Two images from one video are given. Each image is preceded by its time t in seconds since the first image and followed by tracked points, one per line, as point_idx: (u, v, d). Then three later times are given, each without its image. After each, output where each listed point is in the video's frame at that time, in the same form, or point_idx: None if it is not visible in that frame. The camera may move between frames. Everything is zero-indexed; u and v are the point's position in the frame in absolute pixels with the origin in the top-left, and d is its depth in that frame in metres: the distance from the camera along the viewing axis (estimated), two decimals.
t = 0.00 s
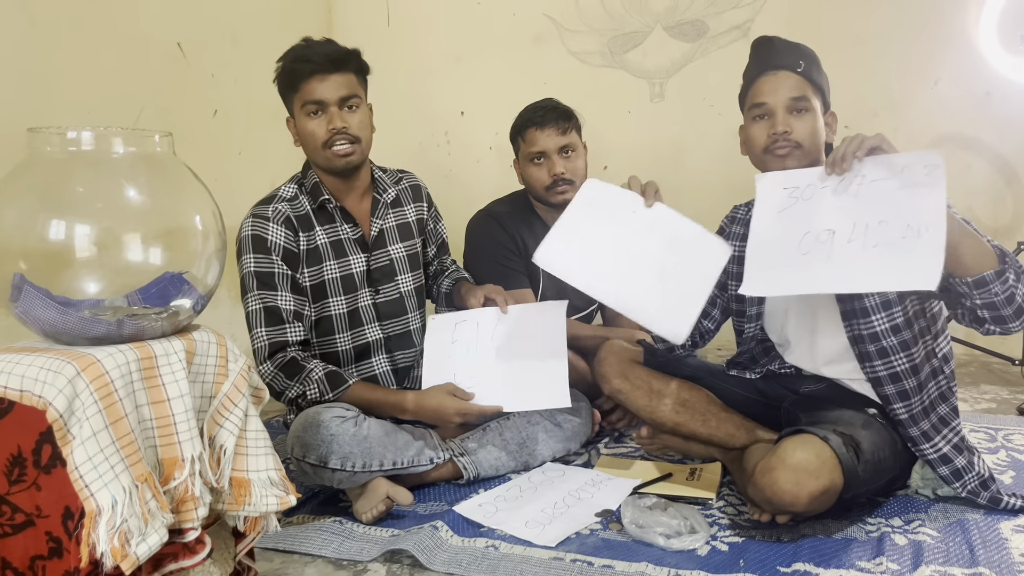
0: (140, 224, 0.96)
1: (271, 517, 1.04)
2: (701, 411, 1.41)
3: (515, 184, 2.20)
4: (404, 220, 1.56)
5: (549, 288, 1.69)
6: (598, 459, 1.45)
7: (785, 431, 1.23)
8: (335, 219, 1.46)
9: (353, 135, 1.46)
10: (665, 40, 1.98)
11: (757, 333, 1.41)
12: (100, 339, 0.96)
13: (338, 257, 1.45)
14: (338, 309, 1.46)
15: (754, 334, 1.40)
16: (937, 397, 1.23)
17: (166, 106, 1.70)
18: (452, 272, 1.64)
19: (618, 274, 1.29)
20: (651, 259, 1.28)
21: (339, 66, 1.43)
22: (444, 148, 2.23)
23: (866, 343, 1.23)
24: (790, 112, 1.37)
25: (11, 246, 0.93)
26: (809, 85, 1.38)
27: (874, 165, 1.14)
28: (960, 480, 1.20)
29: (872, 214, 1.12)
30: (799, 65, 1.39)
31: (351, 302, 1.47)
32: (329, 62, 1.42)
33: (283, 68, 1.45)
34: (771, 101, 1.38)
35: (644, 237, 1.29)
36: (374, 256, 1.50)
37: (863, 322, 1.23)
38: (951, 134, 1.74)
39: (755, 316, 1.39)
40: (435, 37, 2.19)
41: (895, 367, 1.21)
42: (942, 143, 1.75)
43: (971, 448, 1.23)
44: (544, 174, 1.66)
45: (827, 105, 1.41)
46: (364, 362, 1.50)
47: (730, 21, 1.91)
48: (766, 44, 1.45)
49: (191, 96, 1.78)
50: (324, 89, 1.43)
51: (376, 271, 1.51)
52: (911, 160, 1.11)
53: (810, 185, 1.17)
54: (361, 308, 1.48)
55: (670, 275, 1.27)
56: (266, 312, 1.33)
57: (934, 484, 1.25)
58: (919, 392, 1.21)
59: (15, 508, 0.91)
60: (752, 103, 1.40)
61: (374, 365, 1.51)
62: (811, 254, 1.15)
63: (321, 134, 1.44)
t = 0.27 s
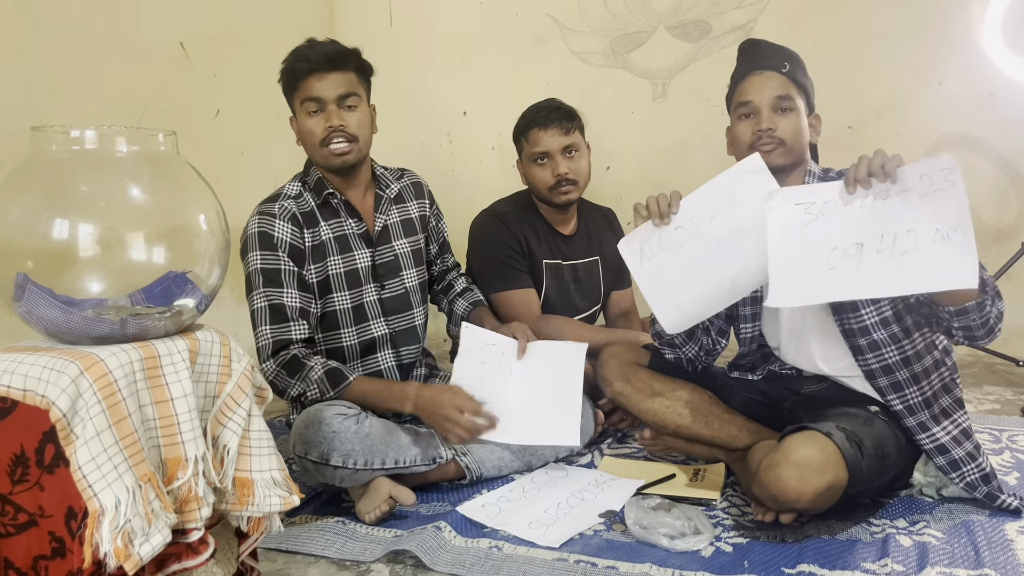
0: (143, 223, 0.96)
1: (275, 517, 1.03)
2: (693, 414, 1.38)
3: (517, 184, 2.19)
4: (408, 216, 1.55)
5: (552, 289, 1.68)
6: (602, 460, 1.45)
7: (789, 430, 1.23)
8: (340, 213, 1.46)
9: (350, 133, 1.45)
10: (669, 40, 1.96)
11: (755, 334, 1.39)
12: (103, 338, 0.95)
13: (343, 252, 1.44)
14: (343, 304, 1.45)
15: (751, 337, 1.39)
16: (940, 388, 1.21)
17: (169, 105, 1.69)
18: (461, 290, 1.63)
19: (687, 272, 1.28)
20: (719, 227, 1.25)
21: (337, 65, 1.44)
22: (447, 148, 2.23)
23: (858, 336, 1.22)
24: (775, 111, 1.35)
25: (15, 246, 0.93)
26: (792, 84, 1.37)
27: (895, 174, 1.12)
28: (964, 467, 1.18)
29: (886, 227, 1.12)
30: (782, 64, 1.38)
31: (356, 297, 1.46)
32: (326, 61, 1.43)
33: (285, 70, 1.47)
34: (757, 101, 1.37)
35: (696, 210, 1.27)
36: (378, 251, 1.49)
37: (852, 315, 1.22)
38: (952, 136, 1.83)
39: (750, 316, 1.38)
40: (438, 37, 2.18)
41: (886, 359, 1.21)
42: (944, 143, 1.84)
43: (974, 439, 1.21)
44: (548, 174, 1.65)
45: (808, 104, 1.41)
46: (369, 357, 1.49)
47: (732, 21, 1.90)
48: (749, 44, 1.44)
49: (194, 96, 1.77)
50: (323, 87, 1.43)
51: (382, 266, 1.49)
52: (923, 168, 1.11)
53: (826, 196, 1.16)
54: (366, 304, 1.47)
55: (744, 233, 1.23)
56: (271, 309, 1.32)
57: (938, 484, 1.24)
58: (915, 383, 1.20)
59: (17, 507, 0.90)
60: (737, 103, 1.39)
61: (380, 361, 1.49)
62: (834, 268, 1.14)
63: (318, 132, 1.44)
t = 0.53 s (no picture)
0: (144, 222, 0.95)
1: (276, 518, 1.03)
2: (702, 416, 1.36)
3: (519, 184, 2.19)
4: (415, 223, 1.54)
5: (553, 289, 1.68)
6: (604, 460, 1.44)
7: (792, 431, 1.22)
8: (347, 215, 1.44)
9: (362, 132, 1.45)
10: (670, 40, 1.96)
11: (749, 333, 1.40)
12: (104, 337, 0.95)
13: (348, 253, 1.43)
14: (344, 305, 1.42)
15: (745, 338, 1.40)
16: (936, 382, 1.22)
17: (170, 104, 1.69)
18: (456, 311, 1.65)
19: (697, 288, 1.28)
20: (725, 241, 1.25)
21: (354, 62, 1.44)
22: (449, 148, 2.22)
23: (857, 330, 1.22)
24: (766, 115, 1.35)
25: (15, 245, 0.92)
26: (782, 87, 1.37)
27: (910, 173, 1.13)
28: (964, 461, 1.18)
29: (914, 224, 1.13)
30: (772, 68, 1.38)
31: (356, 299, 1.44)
32: (343, 58, 1.43)
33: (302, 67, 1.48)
34: (748, 105, 1.36)
35: (703, 226, 1.27)
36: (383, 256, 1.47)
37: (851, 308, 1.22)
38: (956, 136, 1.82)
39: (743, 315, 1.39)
40: (440, 37, 2.18)
41: (884, 352, 1.21)
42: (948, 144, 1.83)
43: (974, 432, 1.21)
44: (552, 173, 1.64)
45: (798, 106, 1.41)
46: (368, 360, 1.45)
47: (735, 21, 1.90)
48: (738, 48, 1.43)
49: (195, 95, 1.77)
50: (338, 84, 1.43)
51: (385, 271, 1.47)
52: (939, 164, 1.11)
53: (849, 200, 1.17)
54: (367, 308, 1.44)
55: (755, 241, 1.24)
56: (257, 293, 1.29)
57: (941, 484, 1.24)
58: (913, 375, 1.21)
59: (17, 508, 0.90)
60: (728, 107, 1.38)
61: (378, 365, 1.46)
62: (872, 270, 1.16)
63: (330, 129, 1.44)
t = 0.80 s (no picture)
0: (144, 219, 0.95)
1: (276, 516, 1.02)
2: (704, 416, 1.35)
3: (519, 183, 2.19)
4: (419, 220, 1.54)
5: (554, 289, 1.67)
6: (604, 459, 1.44)
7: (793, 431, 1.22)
8: (352, 217, 1.44)
9: (366, 131, 1.43)
10: (671, 40, 1.96)
11: (750, 333, 1.41)
12: (104, 334, 0.95)
13: (352, 256, 1.43)
14: (348, 307, 1.43)
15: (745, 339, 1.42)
16: (940, 382, 1.21)
17: (170, 101, 1.68)
18: (462, 306, 1.64)
19: (690, 293, 1.28)
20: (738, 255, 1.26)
21: (358, 60, 1.43)
22: (449, 146, 2.22)
23: (856, 331, 1.22)
24: (766, 115, 1.34)
25: (15, 241, 0.92)
26: (781, 86, 1.36)
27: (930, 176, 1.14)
28: (966, 461, 1.17)
29: (932, 228, 1.12)
30: (769, 67, 1.37)
31: (361, 300, 1.45)
32: (347, 55, 1.42)
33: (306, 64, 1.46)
34: (747, 106, 1.36)
35: (717, 236, 1.29)
36: (387, 256, 1.47)
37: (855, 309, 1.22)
38: (957, 136, 1.82)
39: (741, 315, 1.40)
40: (440, 36, 2.18)
41: (886, 352, 1.21)
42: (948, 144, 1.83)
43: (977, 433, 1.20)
44: (554, 172, 1.64)
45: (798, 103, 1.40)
46: (371, 363, 1.47)
47: (738, 19, 1.90)
48: (736, 48, 1.43)
49: (196, 93, 1.77)
50: (343, 83, 1.42)
51: (389, 271, 1.48)
52: (965, 170, 1.11)
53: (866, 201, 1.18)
54: (371, 308, 1.46)
55: (762, 264, 1.25)
56: (263, 308, 1.30)
57: (943, 484, 1.24)
58: (915, 375, 1.20)
59: (16, 505, 0.89)
60: (727, 108, 1.38)
61: (381, 367, 1.47)
62: (885, 270, 1.14)
63: (335, 128, 1.43)
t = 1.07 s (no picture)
0: (143, 216, 0.95)
1: (274, 514, 1.02)
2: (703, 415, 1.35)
3: (519, 183, 2.19)
4: (419, 218, 1.53)
5: (554, 288, 1.67)
6: (603, 459, 1.44)
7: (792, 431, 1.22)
8: (352, 214, 1.44)
9: (371, 131, 1.43)
10: (671, 39, 1.96)
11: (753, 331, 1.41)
12: (103, 331, 0.95)
13: (353, 253, 1.42)
14: (350, 306, 1.43)
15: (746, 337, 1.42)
16: (941, 382, 1.21)
17: (169, 99, 1.68)
18: (467, 304, 1.63)
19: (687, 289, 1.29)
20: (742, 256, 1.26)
21: (366, 60, 1.42)
22: (448, 146, 2.22)
23: (857, 329, 1.22)
24: (774, 113, 1.34)
25: (12, 238, 0.92)
26: (789, 84, 1.35)
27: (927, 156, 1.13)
28: (967, 462, 1.17)
29: (931, 210, 1.11)
30: (778, 65, 1.36)
31: (362, 298, 1.44)
32: (355, 55, 1.41)
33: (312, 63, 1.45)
34: (755, 104, 1.35)
35: (721, 237, 1.29)
36: (389, 254, 1.47)
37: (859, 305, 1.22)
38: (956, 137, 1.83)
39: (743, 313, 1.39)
40: (440, 34, 2.18)
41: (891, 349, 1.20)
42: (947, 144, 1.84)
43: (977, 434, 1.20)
44: (553, 171, 1.64)
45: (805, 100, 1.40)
46: (371, 361, 1.44)
47: (738, 19, 1.90)
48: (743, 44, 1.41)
49: (195, 91, 1.76)
50: (349, 82, 1.41)
51: (390, 269, 1.47)
52: (967, 150, 1.09)
53: (867, 185, 1.17)
54: (373, 306, 1.45)
55: (765, 268, 1.25)
56: (256, 297, 1.27)
57: (942, 485, 1.24)
58: (919, 375, 1.20)
59: (13, 503, 0.89)
60: (736, 106, 1.37)
61: (381, 365, 1.44)
62: (882, 253, 1.14)
63: (340, 127, 1.42)
